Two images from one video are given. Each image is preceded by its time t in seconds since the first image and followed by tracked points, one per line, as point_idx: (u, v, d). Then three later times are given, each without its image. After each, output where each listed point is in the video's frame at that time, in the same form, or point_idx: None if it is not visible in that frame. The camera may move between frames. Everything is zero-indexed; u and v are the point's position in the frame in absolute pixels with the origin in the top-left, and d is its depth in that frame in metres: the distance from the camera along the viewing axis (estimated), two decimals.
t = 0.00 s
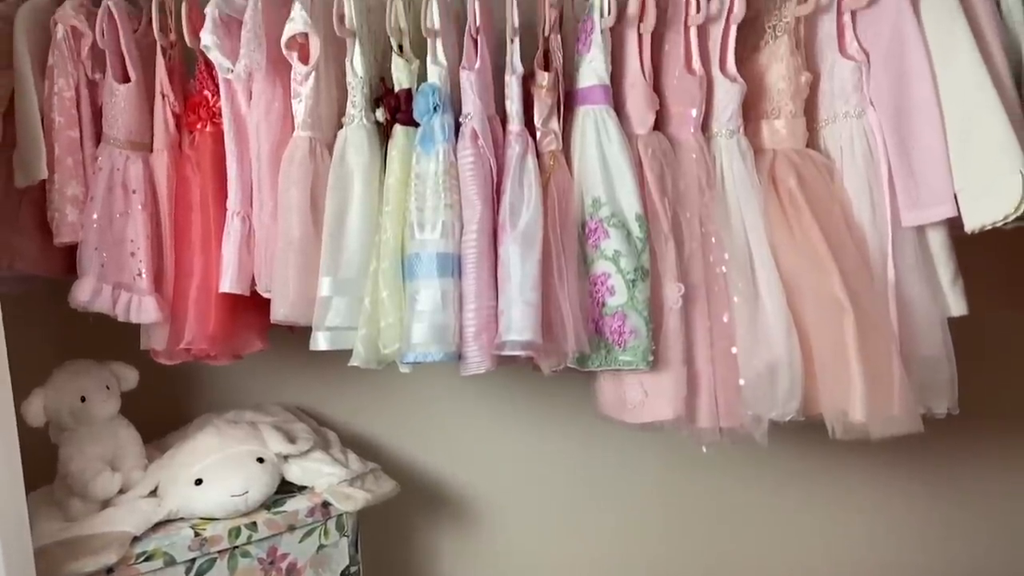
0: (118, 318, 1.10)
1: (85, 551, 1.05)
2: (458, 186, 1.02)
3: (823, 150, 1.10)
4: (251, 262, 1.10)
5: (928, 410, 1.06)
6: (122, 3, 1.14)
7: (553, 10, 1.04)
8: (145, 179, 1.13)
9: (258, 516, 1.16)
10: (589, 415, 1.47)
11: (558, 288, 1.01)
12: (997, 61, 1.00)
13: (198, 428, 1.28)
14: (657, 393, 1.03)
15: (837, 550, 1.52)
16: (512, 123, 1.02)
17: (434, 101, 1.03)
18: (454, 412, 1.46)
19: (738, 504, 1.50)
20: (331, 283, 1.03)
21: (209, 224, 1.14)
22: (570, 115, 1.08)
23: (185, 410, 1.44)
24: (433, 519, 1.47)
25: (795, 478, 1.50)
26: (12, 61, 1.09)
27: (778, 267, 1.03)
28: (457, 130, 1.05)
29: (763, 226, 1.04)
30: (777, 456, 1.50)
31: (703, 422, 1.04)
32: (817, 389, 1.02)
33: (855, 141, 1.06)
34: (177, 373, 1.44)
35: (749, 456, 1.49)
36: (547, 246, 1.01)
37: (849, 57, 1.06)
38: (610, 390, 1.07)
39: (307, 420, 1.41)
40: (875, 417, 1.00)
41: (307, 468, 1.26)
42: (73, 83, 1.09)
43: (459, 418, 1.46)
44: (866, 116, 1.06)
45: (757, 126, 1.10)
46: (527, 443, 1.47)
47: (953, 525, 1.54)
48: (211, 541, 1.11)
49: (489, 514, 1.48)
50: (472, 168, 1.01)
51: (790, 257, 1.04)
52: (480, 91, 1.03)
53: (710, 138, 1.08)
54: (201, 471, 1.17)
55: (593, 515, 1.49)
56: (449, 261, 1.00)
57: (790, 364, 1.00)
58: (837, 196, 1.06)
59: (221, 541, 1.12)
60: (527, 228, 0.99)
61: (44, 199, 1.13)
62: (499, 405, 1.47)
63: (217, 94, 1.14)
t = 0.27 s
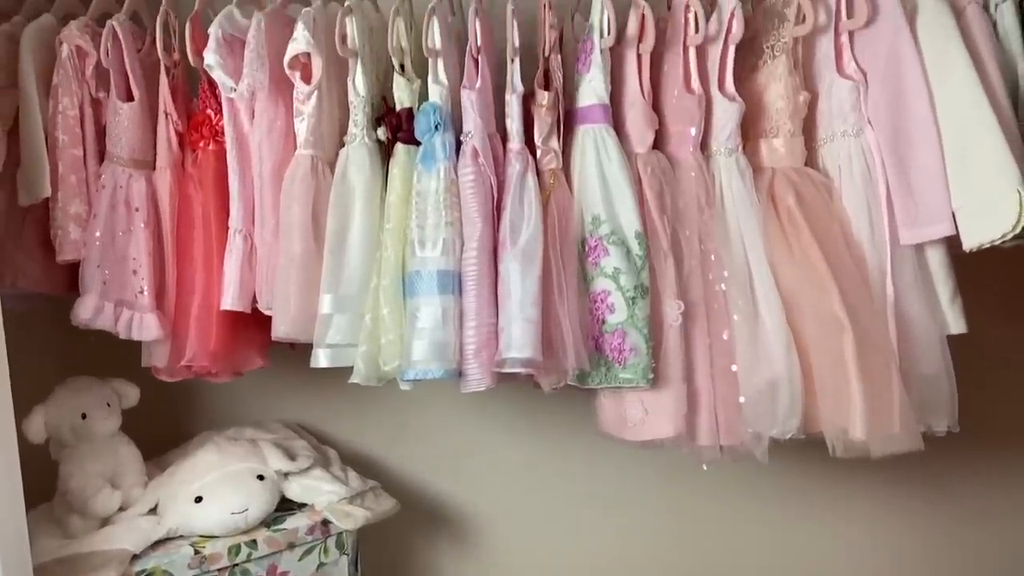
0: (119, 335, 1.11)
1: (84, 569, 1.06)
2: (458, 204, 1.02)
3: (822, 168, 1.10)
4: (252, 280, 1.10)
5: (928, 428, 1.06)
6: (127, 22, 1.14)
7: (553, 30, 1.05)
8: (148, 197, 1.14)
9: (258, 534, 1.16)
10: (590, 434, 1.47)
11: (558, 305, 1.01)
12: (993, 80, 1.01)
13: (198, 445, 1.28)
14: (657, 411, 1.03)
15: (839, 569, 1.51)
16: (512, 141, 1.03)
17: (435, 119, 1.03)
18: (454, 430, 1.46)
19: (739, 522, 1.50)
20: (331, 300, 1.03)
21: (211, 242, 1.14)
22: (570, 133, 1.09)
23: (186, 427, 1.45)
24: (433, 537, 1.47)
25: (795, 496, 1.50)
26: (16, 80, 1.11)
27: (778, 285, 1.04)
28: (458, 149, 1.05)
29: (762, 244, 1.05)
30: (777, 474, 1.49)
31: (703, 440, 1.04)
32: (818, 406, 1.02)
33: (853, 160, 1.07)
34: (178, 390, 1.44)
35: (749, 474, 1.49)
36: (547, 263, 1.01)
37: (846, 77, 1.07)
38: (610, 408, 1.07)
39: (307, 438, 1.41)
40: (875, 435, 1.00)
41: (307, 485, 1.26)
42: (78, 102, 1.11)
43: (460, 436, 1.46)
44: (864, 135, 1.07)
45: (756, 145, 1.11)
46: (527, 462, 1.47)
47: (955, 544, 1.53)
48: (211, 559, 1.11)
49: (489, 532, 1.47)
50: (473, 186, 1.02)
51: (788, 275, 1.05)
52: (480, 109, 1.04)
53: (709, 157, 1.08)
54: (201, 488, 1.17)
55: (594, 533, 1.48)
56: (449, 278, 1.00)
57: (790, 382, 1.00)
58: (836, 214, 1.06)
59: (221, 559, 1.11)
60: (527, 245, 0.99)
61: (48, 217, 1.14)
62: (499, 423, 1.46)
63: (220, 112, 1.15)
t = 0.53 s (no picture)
0: (121, 352, 1.11)
1: None
2: (459, 222, 1.03)
3: (821, 187, 1.11)
4: (254, 297, 1.11)
5: (928, 445, 1.06)
6: (132, 41, 1.15)
7: (554, 51, 1.06)
8: (151, 215, 1.14)
9: (258, 551, 1.16)
10: (591, 452, 1.46)
11: (558, 322, 1.02)
12: (990, 101, 1.03)
13: (199, 462, 1.28)
14: (657, 429, 1.04)
15: None
16: (513, 159, 1.04)
17: (437, 138, 1.04)
18: (455, 447, 1.46)
19: (739, 540, 1.49)
20: (332, 317, 1.04)
21: (214, 259, 1.15)
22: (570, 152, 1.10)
23: (187, 444, 1.45)
24: (434, 554, 1.47)
25: (796, 513, 1.49)
26: (22, 100, 1.13)
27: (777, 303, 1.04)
28: (459, 167, 1.06)
29: (761, 261, 1.05)
30: (778, 491, 1.49)
31: (704, 457, 1.05)
32: (817, 424, 1.02)
33: (852, 179, 1.07)
34: (179, 407, 1.45)
35: (750, 492, 1.48)
36: (547, 281, 1.02)
37: (845, 96, 1.07)
38: (610, 425, 1.07)
39: (308, 456, 1.41)
40: (875, 453, 1.00)
41: (308, 502, 1.25)
42: (82, 121, 1.12)
43: (461, 454, 1.46)
44: (862, 153, 1.07)
45: (755, 164, 1.12)
46: (528, 480, 1.47)
47: (957, 562, 1.52)
48: None
49: (490, 549, 1.47)
50: (473, 204, 1.02)
51: (787, 293, 1.05)
52: (481, 128, 1.04)
53: (709, 175, 1.09)
54: (201, 506, 1.16)
55: (594, 551, 1.48)
56: (450, 295, 1.01)
57: (790, 399, 1.00)
58: (835, 232, 1.07)
59: None
60: (527, 263, 1.00)
61: (52, 235, 1.15)
62: (499, 440, 1.46)
63: (223, 131, 1.16)
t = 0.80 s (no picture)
0: (122, 369, 1.12)
1: None
2: (459, 239, 1.04)
3: (820, 207, 1.11)
4: (255, 315, 1.11)
5: (929, 464, 1.06)
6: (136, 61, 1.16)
7: (554, 70, 1.07)
8: (154, 232, 1.15)
9: (257, 569, 1.16)
10: (592, 470, 1.46)
11: (559, 340, 1.02)
12: (987, 120, 1.03)
13: (199, 480, 1.28)
14: (658, 447, 1.04)
15: None
16: (514, 177, 1.04)
17: (438, 157, 1.05)
18: (455, 465, 1.46)
19: (741, 559, 1.48)
20: (333, 335, 1.04)
21: (216, 275, 1.15)
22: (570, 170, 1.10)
23: (188, 461, 1.46)
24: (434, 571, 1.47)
25: (797, 532, 1.49)
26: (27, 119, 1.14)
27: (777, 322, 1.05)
28: (460, 185, 1.07)
29: (761, 279, 1.06)
30: (778, 510, 1.48)
31: (704, 476, 1.05)
32: (818, 442, 1.03)
33: (851, 198, 1.08)
34: (181, 425, 1.45)
35: (750, 510, 1.48)
36: (548, 299, 1.02)
37: (844, 115, 1.08)
38: (611, 443, 1.07)
39: (308, 473, 1.41)
40: (876, 471, 1.00)
41: (307, 520, 1.25)
42: (86, 140, 1.13)
43: (461, 472, 1.46)
44: (861, 173, 1.08)
45: (754, 183, 1.12)
46: (528, 498, 1.46)
47: None
48: None
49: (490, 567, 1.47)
50: (474, 222, 1.03)
51: (787, 311, 1.05)
52: (482, 147, 1.05)
53: (708, 193, 1.09)
54: (201, 523, 1.16)
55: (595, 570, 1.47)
56: (451, 312, 1.01)
57: (790, 417, 1.00)
58: (835, 250, 1.07)
59: None
60: (528, 280, 1.00)
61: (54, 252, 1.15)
62: (499, 458, 1.46)
63: (226, 149, 1.16)
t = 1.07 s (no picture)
0: (122, 387, 1.12)
1: None
2: (460, 257, 1.04)
3: (820, 225, 1.12)
4: (256, 332, 1.11)
5: (931, 483, 1.05)
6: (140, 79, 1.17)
7: (555, 90, 1.07)
8: (156, 250, 1.15)
9: None
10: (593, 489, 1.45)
11: (559, 358, 1.02)
12: (986, 140, 1.04)
13: (199, 498, 1.27)
14: (658, 465, 1.03)
15: None
16: (515, 195, 1.04)
17: (440, 174, 1.05)
18: (456, 483, 1.46)
19: None
20: (333, 352, 1.04)
21: (217, 293, 1.15)
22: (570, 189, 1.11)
23: (189, 479, 1.46)
24: None
25: (798, 551, 1.48)
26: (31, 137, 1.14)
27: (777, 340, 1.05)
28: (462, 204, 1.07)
29: (761, 297, 1.06)
30: (779, 528, 1.48)
31: (705, 494, 1.04)
32: (818, 460, 1.02)
33: (851, 217, 1.08)
34: (182, 442, 1.46)
35: (751, 529, 1.47)
36: (549, 317, 1.02)
37: (843, 135, 1.09)
38: (611, 461, 1.07)
39: (308, 492, 1.40)
40: (878, 489, 0.99)
41: (307, 539, 1.24)
42: (89, 157, 1.14)
43: (461, 490, 1.46)
44: (860, 192, 1.08)
45: (754, 202, 1.13)
46: (529, 516, 1.46)
47: None
48: None
49: None
50: (474, 241, 1.03)
51: (786, 329, 1.06)
52: (483, 165, 1.05)
53: (708, 212, 1.10)
54: (200, 542, 1.16)
55: None
56: (451, 330, 1.01)
57: (791, 436, 1.00)
58: (835, 268, 1.07)
59: None
60: (528, 298, 1.00)
61: (56, 269, 1.16)
62: (499, 476, 1.46)
63: (228, 167, 1.17)
